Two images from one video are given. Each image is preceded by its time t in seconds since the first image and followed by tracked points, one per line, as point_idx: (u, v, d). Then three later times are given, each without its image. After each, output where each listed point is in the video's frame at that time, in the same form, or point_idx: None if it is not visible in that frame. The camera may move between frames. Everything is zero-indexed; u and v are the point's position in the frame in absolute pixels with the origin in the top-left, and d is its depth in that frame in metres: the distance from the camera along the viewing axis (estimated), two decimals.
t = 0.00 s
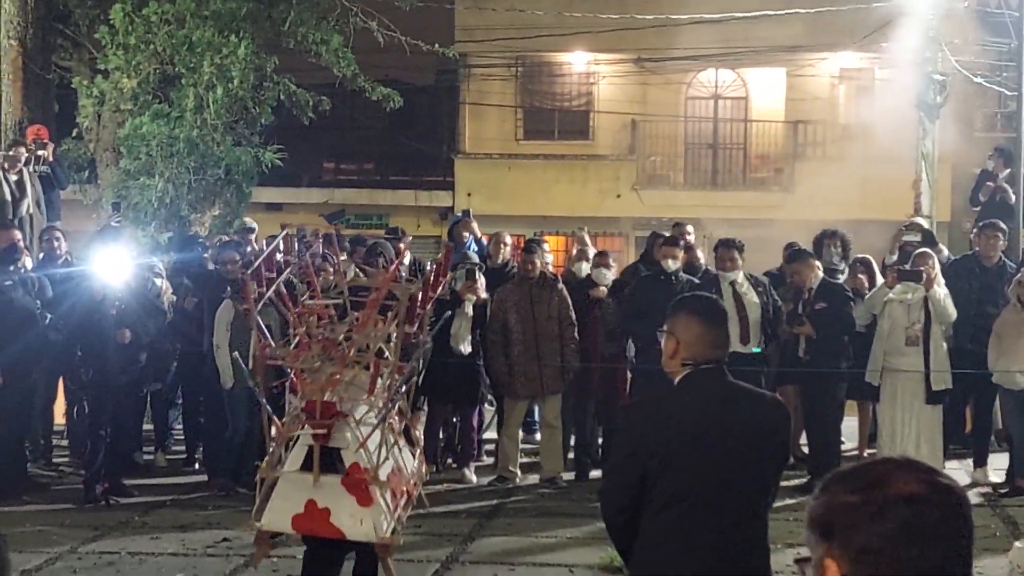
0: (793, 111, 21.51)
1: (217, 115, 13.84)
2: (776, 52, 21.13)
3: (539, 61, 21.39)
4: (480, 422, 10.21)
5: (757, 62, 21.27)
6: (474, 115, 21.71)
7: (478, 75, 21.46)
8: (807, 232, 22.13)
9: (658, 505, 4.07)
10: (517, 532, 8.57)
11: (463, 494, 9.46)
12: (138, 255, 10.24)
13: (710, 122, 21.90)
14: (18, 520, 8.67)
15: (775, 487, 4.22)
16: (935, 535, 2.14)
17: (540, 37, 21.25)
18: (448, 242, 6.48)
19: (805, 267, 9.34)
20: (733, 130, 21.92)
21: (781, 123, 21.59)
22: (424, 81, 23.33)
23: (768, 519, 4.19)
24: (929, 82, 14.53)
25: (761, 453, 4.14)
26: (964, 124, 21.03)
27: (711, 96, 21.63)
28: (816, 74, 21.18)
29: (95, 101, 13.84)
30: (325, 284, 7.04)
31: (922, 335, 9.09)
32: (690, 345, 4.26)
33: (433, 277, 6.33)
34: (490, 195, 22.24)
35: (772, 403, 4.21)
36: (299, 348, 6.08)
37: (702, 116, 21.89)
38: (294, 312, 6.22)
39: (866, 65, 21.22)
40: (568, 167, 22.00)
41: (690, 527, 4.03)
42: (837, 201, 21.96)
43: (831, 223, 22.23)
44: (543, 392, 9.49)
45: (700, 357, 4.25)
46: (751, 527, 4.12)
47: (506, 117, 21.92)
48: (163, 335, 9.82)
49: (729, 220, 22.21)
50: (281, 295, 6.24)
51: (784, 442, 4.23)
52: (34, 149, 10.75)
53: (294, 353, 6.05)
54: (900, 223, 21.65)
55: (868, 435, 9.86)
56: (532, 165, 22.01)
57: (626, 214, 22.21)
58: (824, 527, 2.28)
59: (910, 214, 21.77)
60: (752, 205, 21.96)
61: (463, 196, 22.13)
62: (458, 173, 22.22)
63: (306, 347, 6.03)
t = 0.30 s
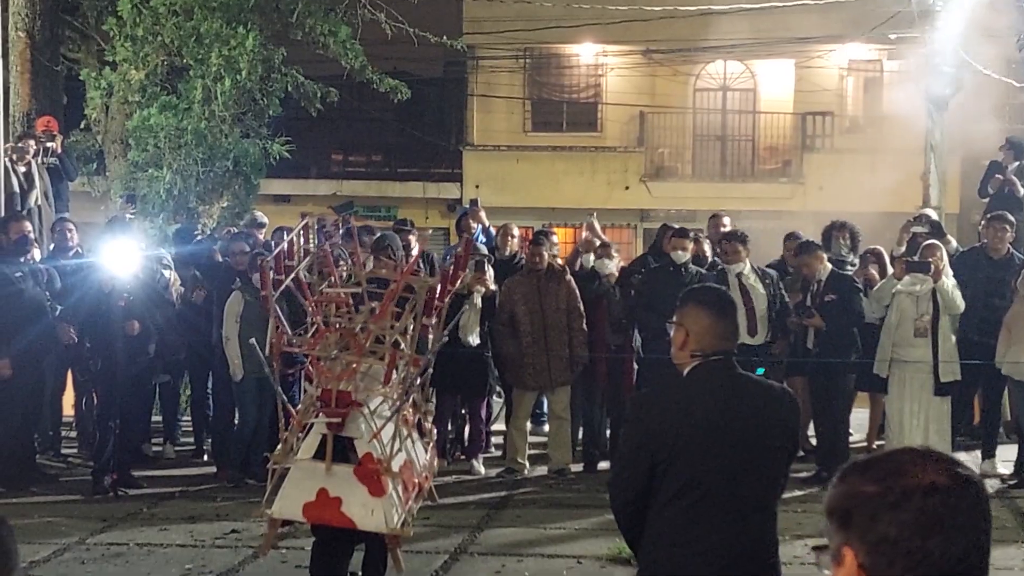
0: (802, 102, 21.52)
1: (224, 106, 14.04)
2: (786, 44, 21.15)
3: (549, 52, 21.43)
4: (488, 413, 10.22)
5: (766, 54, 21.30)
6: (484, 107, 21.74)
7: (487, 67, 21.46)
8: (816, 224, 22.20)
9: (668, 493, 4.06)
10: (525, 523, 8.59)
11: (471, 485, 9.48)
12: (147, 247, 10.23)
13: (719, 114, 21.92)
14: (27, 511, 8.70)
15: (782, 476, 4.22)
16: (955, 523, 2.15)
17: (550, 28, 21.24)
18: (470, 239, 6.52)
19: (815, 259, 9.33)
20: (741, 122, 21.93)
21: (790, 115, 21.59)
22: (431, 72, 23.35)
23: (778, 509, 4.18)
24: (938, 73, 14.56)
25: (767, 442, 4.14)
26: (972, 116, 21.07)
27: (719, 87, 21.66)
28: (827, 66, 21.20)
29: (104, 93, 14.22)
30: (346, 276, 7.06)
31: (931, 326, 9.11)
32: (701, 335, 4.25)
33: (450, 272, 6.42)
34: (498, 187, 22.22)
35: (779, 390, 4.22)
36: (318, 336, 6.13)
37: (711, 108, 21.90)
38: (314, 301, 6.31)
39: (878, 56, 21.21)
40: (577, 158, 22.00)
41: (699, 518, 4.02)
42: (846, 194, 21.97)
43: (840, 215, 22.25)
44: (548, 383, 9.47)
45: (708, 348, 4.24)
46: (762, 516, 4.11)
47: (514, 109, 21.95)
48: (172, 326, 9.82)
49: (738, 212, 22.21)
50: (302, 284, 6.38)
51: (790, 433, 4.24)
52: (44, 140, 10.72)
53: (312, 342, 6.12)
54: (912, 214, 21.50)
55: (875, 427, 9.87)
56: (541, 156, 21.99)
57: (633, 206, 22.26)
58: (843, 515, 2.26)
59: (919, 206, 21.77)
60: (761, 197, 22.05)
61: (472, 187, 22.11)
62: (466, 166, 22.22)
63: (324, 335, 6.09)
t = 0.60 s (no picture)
0: (811, 83, 21.49)
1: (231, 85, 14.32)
2: (795, 23, 21.08)
3: (558, 32, 21.37)
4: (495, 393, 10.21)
5: (776, 34, 21.23)
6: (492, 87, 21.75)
7: (496, 47, 21.42)
8: (823, 204, 22.18)
9: (677, 473, 4.04)
10: (531, 503, 8.59)
11: (477, 465, 9.48)
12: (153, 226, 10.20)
13: (727, 95, 21.86)
14: (34, 490, 8.71)
15: (790, 457, 4.19)
16: (970, 504, 2.10)
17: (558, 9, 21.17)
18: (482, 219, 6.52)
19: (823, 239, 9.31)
20: (750, 103, 21.87)
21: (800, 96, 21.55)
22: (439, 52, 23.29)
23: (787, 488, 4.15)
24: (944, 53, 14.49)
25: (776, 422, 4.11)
26: (981, 96, 20.99)
27: (728, 67, 21.59)
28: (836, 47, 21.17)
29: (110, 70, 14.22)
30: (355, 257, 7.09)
31: (939, 308, 9.10)
32: (709, 316, 4.21)
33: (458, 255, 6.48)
34: (505, 167, 22.17)
35: (787, 372, 4.19)
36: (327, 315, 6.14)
37: (720, 88, 21.83)
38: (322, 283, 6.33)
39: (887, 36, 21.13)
40: (585, 139, 21.96)
41: (706, 497, 4.00)
42: (854, 174, 21.94)
43: (847, 195, 22.20)
44: (554, 366, 9.49)
45: (717, 328, 4.20)
46: (769, 496, 4.08)
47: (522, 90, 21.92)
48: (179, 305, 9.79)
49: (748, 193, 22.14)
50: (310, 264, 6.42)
51: (798, 416, 4.21)
52: (51, 119, 10.75)
53: (321, 320, 6.13)
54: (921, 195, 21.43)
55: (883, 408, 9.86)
56: (549, 137, 21.96)
57: (640, 188, 22.23)
58: (860, 490, 2.22)
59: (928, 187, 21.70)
60: (770, 177, 21.95)
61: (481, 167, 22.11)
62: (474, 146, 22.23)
63: (333, 314, 6.12)
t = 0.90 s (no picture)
0: (824, 52, 21.51)
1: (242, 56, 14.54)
2: None
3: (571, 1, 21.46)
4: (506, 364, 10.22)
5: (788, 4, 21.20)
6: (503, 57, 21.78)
7: (507, 18, 21.51)
8: (835, 174, 22.16)
9: (686, 446, 4.01)
10: (542, 474, 8.59)
11: (488, 436, 9.50)
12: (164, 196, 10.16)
13: (740, 65, 21.83)
14: (48, 459, 8.75)
15: (800, 432, 4.16)
16: (974, 472, 2.21)
17: None
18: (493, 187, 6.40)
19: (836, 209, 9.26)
20: (762, 73, 21.86)
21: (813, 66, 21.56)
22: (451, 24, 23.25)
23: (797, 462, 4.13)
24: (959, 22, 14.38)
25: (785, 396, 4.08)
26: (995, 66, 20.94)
27: (740, 37, 21.60)
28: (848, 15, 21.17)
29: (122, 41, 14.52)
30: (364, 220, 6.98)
31: (953, 279, 9.05)
32: (719, 289, 4.16)
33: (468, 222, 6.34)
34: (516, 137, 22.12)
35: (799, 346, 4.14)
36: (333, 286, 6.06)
37: (732, 58, 21.81)
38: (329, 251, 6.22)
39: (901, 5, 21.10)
40: (597, 109, 21.96)
41: (715, 471, 3.97)
42: (866, 144, 21.90)
43: (860, 166, 22.14)
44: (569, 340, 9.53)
45: (727, 300, 4.14)
46: (780, 471, 4.06)
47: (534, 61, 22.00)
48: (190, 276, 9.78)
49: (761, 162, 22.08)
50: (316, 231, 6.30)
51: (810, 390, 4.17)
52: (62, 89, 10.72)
53: (329, 290, 6.06)
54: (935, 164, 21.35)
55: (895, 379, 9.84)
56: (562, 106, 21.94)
57: (653, 160, 22.21)
58: (863, 458, 2.31)
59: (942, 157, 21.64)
60: (783, 149, 21.94)
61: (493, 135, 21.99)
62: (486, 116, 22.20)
63: (341, 285, 6.04)
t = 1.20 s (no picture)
0: (836, 12, 21.44)
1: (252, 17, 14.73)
2: None
3: None
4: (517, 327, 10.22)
5: None
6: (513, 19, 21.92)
7: None
8: (849, 134, 22.01)
9: (696, 408, 3.91)
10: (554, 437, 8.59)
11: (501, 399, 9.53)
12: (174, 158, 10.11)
13: (752, 26, 21.66)
14: (63, 423, 8.78)
15: (812, 389, 4.04)
16: (975, 435, 2.00)
17: None
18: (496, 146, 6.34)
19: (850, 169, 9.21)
20: (775, 32, 21.76)
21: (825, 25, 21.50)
22: None
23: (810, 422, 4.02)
24: None
25: (797, 358, 3.96)
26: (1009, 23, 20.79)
27: None
28: None
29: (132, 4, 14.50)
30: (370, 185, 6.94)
31: (966, 239, 9.05)
32: (729, 250, 4.02)
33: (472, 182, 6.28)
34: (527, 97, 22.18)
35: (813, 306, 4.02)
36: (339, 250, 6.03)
37: (745, 19, 21.63)
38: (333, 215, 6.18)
39: None
40: (608, 70, 21.96)
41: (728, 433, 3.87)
42: (879, 104, 21.75)
43: (873, 126, 21.99)
44: (577, 304, 9.59)
45: (739, 261, 4.01)
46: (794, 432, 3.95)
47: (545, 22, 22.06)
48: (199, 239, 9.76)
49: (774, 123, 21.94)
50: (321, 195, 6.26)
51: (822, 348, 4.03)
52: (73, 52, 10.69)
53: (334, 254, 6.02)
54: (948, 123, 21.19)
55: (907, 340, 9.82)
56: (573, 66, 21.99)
57: (663, 120, 22.19)
58: (863, 419, 2.11)
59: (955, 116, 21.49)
60: (796, 109, 21.82)
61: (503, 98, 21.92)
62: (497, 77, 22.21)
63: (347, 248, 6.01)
